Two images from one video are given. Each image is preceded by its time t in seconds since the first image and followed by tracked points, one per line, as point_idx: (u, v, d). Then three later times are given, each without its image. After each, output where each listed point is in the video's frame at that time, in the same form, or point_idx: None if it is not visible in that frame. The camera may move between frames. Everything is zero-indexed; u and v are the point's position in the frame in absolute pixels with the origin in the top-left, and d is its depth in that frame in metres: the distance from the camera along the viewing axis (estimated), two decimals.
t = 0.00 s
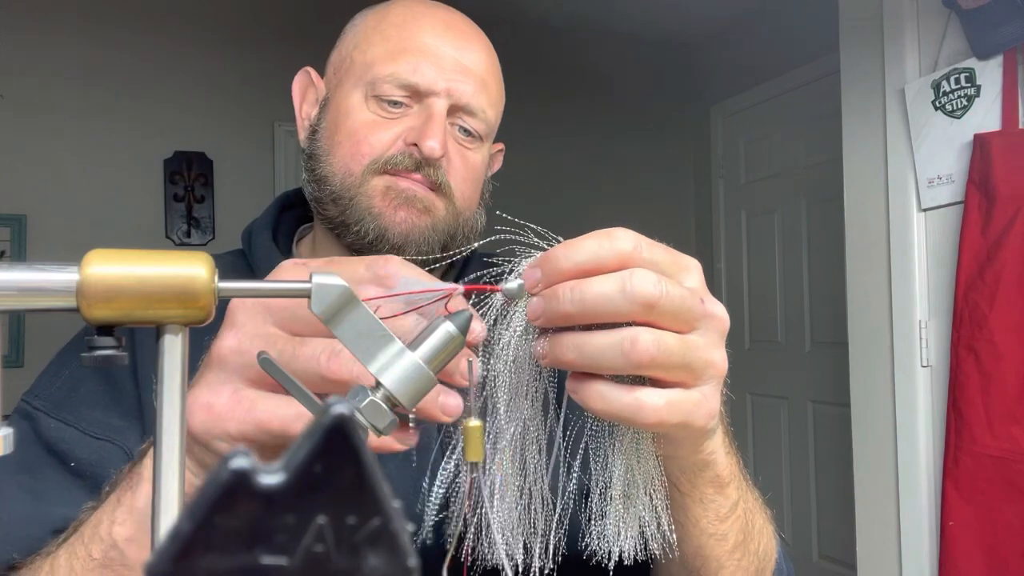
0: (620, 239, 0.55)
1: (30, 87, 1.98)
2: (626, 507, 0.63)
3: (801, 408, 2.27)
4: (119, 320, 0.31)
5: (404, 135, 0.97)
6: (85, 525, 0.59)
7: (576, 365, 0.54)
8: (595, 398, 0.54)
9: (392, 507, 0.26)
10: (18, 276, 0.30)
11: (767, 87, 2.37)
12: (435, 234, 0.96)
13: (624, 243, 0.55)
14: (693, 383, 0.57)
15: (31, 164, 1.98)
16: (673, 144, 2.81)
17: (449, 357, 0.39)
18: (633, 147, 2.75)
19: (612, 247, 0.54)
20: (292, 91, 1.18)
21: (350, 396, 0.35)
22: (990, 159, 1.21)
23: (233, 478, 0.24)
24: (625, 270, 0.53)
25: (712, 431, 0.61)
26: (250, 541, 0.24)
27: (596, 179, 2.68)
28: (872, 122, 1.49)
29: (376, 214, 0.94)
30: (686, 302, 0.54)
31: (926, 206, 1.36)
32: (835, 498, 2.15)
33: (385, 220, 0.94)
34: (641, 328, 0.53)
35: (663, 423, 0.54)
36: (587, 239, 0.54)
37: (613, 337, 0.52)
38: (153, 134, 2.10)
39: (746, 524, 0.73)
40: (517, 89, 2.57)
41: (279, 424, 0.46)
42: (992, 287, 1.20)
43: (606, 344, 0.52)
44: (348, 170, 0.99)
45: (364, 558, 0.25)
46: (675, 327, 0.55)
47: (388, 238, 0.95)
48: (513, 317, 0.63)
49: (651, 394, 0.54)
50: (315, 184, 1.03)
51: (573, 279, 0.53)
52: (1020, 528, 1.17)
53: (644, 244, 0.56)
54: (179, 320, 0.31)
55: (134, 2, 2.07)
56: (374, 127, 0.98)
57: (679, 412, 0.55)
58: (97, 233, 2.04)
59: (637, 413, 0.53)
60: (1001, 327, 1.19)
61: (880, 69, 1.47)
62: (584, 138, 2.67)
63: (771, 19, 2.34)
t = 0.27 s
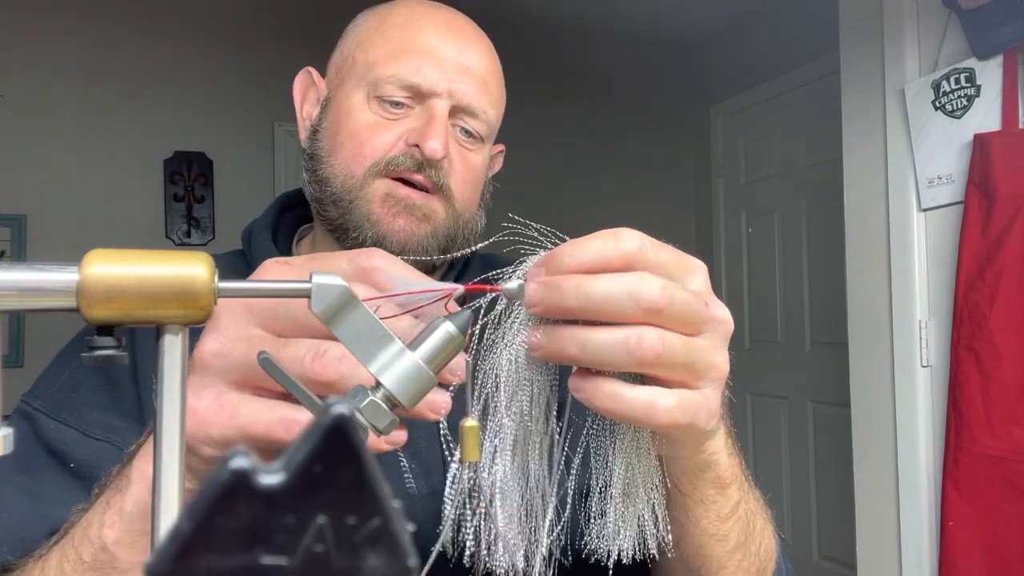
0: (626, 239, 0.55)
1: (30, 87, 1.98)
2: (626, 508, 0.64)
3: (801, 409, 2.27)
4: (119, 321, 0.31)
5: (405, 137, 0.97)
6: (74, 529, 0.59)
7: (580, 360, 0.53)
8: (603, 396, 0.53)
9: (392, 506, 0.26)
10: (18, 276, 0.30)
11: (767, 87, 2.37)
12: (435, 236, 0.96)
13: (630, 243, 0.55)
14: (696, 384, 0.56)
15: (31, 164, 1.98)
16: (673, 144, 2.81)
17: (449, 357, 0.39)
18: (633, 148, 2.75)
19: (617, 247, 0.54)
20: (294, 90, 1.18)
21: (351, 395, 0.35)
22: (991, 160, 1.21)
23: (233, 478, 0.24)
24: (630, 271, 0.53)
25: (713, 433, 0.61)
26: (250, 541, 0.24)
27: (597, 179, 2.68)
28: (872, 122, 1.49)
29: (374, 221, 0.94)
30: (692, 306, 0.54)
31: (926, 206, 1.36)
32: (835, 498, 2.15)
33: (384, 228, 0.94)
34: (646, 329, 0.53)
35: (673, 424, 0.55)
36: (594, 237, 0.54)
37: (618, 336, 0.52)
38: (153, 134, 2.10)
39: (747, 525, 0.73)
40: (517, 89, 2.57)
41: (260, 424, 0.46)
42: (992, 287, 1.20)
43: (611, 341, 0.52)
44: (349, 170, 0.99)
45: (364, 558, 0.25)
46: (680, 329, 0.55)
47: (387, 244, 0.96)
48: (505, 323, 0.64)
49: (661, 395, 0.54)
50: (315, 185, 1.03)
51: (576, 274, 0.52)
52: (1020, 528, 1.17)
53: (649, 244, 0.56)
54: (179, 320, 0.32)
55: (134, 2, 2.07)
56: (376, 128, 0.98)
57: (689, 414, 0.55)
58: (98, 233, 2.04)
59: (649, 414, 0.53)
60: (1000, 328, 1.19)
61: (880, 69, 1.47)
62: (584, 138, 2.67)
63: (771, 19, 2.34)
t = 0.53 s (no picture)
0: (621, 240, 0.54)
1: (30, 87, 1.98)
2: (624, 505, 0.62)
3: (801, 408, 2.27)
4: (119, 320, 0.31)
5: (405, 138, 0.97)
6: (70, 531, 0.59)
7: (573, 369, 0.53)
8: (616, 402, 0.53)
9: (392, 506, 0.26)
10: (19, 276, 0.30)
11: (766, 87, 2.37)
12: (435, 237, 0.96)
13: (627, 244, 0.54)
14: (694, 384, 0.56)
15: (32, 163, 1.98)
16: (673, 144, 2.81)
17: (448, 358, 0.39)
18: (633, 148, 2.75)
19: (614, 249, 0.54)
20: (293, 90, 1.18)
21: (350, 396, 0.35)
22: (991, 159, 1.21)
23: (233, 477, 0.24)
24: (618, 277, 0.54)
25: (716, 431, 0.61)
26: (250, 541, 0.24)
27: (597, 179, 2.68)
28: (872, 122, 1.49)
29: (374, 220, 0.94)
30: (675, 308, 0.55)
31: (926, 206, 1.36)
32: (835, 498, 2.15)
33: (385, 228, 0.94)
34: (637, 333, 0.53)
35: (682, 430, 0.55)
36: (588, 241, 0.54)
37: (608, 339, 0.52)
38: (153, 134, 2.10)
39: (748, 524, 0.73)
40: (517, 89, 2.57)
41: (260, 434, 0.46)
42: (992, 287, 1.20)
43: (601, 347, 0.52)
44: (348, 172, 0.99)
45: (364, 558, 0.25)
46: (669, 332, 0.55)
47: (387, 246, 0.96)
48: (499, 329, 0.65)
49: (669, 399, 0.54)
50: (315, 186, 1.03)
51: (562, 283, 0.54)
52: (1020, 528, 1.17)
53: (647, 245, 0.56)
54: (180, 320, 0.32)
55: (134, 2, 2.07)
56: (375, 129, 0.98)
57: (696, 417, 0.55)
58: (98, 233, 2.04)
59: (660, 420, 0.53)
60: (1000, 328, 1.19)
61: (880, 68, 1.47)
62: (584, 138, 2.67)
63: (771, 18, 2.34)
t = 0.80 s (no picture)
0: (627, 237, 0.54)
1: (30, 87, 1.98)
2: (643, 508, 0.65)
3: (801, 408, 2.27)
4: (118, 320, 0.31)
5: (405, 137, 0.97)
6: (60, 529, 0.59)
7: (585, 370, 0.54)
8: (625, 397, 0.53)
9: (392, 506, 0.25)
10: (18, 276, 0.30)
11: (766, 87, 2.37)
12: (434, 237, 0.96)
13: (633, 241, 0.54)
14: (705, 375, 0.56)
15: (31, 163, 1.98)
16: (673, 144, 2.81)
17: (449, 357, 0.39)
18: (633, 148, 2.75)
19: (620, 246, 0.54)
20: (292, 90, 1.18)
21: (350, 396, 0.34)
22: (991, 159, 1.21)
23: (233, 477, 0.24)
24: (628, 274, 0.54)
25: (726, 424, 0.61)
26: (250, 542, 0.24)
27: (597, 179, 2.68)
28: (872, 122, 1.49)
29: (373, 220, 0.94)
30: (683, 301, 0.55)
31: (926, 206, 1.36)
32: (834, 498, 2.15)
33: (384, 225, 0.94)
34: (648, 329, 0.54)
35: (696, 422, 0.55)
36: (595, 240, 0.54)
37: (622, 338, 0.52)
38: (153, 134, 2.10)
39: (750, 520, 0.73)
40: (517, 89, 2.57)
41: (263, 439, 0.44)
42: (992, 287, 1.20)
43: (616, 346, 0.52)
44: (349, 172, 0.99)
45: (363, 557, 0.25)
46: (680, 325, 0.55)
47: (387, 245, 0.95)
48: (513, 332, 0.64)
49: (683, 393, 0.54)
50: (315, 186, 1.03)
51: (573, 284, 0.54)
52: (1020, 528, 1.17)
53: (652, 241, 0.56)
54: (179, 320, 0.32)
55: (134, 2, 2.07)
56: (376, 129, 0.98)
57: (710, 409, 0.55)
58: (97, 233, 2.04)
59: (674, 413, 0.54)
60: (1000, 328, 1.19)
61: (880, 68, 1.47)
62: (584, 138, 2.67)
63: (771, 18, 2.34)
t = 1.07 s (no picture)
0: (627, 235, 0.55)
1: (30, 87, 1.98)
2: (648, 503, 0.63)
3: (801, 408, 2.27)
4: (118, 321, 0.31)
5: (404, 137, 0.97)
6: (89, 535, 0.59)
7: (592, 369, 0.53)
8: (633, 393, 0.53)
9: (392, 506, 0.26)
10: (19, 276, 0.30)
11: (766, 87, 2.37)
12: (433, 237, 0.96)
13: (634, 239, 0.55)
14: (710, 369, 0.57)
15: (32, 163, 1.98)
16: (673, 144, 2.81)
17: (450, 356, 0.39)
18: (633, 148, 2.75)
19: (622, 244, 0.54)
20: (291, 89, 1.18)
21: (350, 395, 0.34)
22: (991, 159, 1.21)
23: (233, 477, 0.24)
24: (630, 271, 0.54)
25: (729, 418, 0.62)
26: (250, 542, 0.24)
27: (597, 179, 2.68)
28: (872, 122, 1.49)
29: (373, 218, 0.94)
30: (686, 296, 0.55)
31: (926, 206, 1.36)
32: (834, 498, 2.15)
33: (383, 225, 0.94)
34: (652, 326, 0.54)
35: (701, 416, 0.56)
36: (597, 238, 0.54)
37: (627, 335, 0.52)
38: (153, 134, 2.10)
39: (750, 518, 0.74)
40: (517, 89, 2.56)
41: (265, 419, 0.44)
42: (992, 287, 1.20)
43: (623, 344, 0.52)
44: (348, 172, 0.98)
45: (363, 557, 0.25)
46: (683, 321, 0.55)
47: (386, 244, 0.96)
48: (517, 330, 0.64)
49: (688, 387, 0.55)
50: (314, 185, 1.03)
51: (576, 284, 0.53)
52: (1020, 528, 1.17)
53: (652, 238, 0.56)
54: (179, 320, 0.32)
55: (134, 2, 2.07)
56: (375, 129, 0.98)
57: (714, 403, 0.56)
58: (97, 233, 2.04)
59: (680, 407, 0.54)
60: (1000, 328, 1.19)
61: (880, 68, 1.47)
62: (584, 138, 2.67)
63: (771, 18, 2.34)
